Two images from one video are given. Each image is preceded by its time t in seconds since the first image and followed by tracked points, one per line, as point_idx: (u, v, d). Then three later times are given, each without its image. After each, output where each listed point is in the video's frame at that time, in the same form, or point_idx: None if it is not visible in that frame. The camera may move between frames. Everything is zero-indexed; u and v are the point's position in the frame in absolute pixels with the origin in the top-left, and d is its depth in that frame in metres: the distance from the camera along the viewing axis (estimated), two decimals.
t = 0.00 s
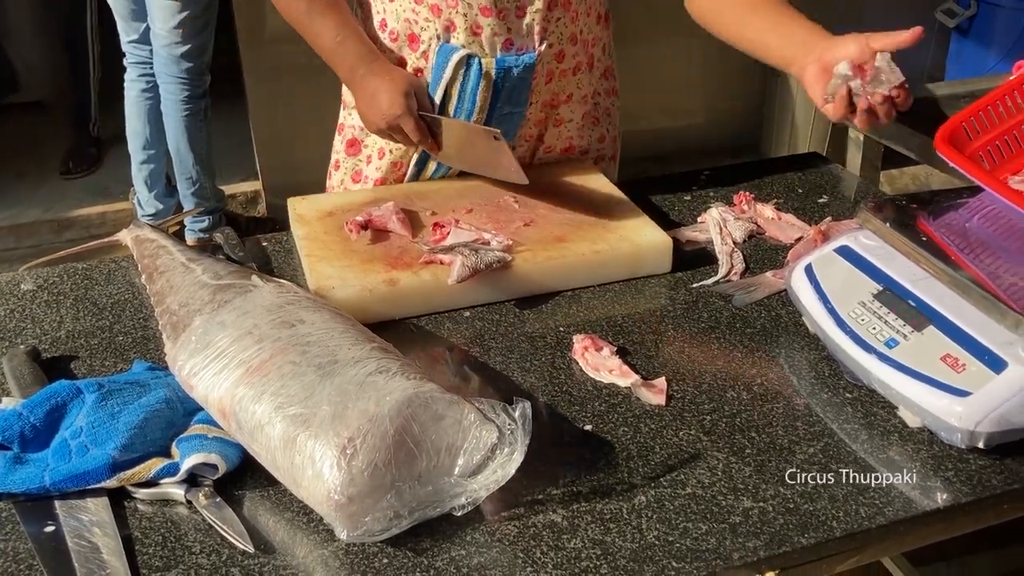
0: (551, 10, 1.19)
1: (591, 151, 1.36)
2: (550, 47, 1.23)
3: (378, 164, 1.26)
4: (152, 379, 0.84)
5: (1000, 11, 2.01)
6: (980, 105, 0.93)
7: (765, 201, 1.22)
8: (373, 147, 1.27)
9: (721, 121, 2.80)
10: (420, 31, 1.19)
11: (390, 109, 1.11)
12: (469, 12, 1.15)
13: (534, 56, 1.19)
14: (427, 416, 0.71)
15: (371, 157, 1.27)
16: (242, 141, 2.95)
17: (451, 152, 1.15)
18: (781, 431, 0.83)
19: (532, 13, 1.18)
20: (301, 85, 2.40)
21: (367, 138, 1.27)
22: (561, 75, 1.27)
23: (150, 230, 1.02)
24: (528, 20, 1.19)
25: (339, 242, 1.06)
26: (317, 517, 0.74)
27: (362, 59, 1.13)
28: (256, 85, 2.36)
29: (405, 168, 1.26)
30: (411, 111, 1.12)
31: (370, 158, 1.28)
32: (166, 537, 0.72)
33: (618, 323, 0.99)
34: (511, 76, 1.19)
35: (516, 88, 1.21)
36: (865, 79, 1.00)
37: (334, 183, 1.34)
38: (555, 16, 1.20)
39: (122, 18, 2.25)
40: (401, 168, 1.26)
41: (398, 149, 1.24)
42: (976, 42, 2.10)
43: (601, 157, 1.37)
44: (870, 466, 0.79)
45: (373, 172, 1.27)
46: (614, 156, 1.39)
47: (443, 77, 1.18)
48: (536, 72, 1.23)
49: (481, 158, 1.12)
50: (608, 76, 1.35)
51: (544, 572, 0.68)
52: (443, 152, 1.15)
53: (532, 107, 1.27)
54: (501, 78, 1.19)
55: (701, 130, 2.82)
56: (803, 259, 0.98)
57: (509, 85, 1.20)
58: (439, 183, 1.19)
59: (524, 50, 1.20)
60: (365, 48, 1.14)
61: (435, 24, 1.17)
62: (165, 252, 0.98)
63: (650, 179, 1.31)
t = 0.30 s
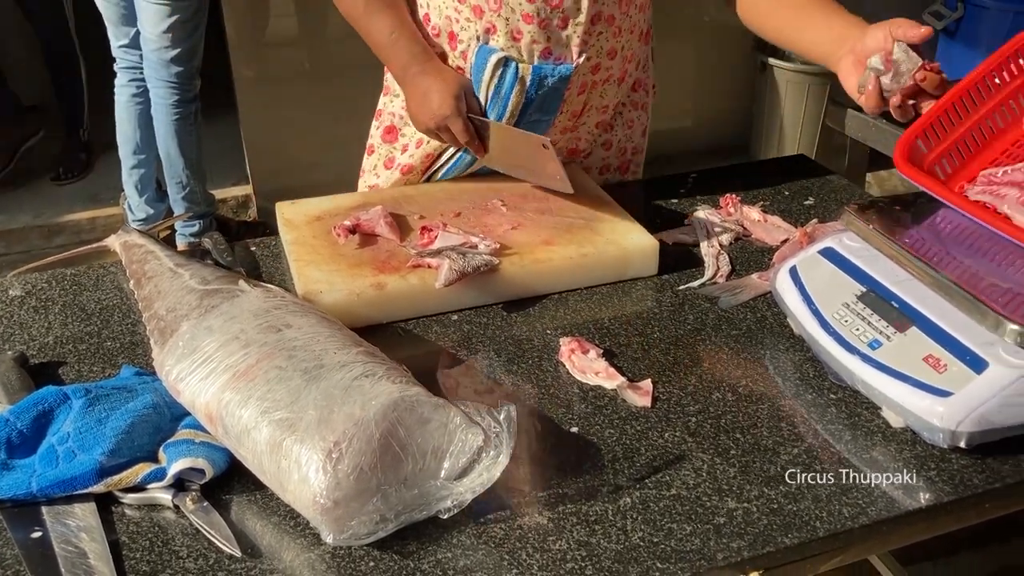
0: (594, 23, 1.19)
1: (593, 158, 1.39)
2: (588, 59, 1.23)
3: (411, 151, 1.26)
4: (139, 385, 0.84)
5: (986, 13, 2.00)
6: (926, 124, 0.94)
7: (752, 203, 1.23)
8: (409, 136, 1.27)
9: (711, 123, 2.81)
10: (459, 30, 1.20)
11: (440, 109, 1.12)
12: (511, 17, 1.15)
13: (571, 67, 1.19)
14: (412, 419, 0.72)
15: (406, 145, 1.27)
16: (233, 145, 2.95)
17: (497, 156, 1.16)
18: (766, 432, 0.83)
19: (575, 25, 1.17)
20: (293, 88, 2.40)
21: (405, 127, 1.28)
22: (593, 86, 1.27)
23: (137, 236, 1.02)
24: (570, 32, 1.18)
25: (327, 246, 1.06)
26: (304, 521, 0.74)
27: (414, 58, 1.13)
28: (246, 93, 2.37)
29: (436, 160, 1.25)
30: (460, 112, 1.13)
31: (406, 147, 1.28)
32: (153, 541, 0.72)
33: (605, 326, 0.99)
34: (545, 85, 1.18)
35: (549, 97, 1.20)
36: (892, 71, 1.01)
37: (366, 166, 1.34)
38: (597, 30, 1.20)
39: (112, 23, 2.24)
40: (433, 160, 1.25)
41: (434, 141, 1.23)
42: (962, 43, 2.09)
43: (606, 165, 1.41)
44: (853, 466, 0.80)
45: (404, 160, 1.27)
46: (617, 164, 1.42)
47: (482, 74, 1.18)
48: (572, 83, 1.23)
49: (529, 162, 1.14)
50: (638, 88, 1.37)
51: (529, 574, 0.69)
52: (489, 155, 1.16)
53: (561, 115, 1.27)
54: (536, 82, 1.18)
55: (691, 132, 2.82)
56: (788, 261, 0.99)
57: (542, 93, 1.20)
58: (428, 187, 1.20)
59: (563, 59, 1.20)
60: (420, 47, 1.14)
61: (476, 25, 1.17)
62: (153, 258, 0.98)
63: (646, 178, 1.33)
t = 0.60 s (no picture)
0: (594, 36, 1.19)
1: (582, 164, 1.39)
2: (586, 72, 1.23)
3: (404, 153, 1.26)
4: (120, 391, 0.84)
5: (970, 15, 2.03)
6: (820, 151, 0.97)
7: (733, 206, 1.24)
8: (404, 139, 1.28)
9: (698, 125, 2.82)
10: (460, 37, 1.21)
11: (441, 120, 1.11)
12: (512, 27, 1.16)
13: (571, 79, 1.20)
14: (390, 424, 0.72)
15: (401, 148, 1.28)
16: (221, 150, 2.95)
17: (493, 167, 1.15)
18: (743, 433, 0.84)
19: (575, 38, 1.18)
20: (282, 92, 2.41)
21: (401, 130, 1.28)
22: (589, 96, 1.27)
23: (119, 242, 1.02)
24: (570, 45, 1.19)
25: (309, 251, 1.06)
26: (283, 526, 0.74)
27: (414, 67, 1.12)
28: (235, 99, 2.38)
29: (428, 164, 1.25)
30: (461, 123, 1.12)
31: (400, 150, 1.28)
32: (132, 547, 0.73)
33: (586, 329, 1.00)
34: (544, 95, 1.19)
35: (546, 108, 1.21)
36: (772, 103, 1.01)
37: (361, 166, 1.35)
38: (596, 42, 1.20)
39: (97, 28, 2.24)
40: (425, 163, 1.25)
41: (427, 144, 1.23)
42: (948, 46, 2.12)
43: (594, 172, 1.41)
44: (830, 467, 0.80)
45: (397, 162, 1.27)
46: (606, 171, 1.42)
47: (480, 81, 1.18)
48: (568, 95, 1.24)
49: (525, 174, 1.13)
50: (632, 97, 1.38)
51: None
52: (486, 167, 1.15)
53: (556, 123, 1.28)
54: (536, 93, 1.19)
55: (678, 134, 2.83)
56: (766, 263, 0.99)
57: (541, 103, 1.20)
58: (411, 191, 1.20)
59: (563, 71, 1.21)
60: (422, 55, 1.13)
61: (477, 33, 1.18)
62: (134, 264, 0.98)
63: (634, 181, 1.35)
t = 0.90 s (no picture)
0: (562, 39, 1.19)
1: (562, 169, 1.40)
2: (556, 75, 1.23)
3: (378, 158, 1.28)
4: (94, 397, 0.84)
5: (952, 16, 2.04)
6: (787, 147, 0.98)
7: (712, 207, 1.25)
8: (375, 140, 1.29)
9: (684, 126, 2.83)
10: (430, 40, 1.20)
11: (409, 120, 1.12)
12: (480, 30, 1.16)
13: (540, 82, 1.20)
14: (363, 428, 0.72)
15: (373, 150, 1.29)
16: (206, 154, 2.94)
17: (462, 166, 1.16)
18: (718, 434, 0.84)
19: (542, 41, 1.17)
20: (266, 95, 2.41)
21: (373, 131, 1.30)
22: (561, 100, 1.28)
23: (96, 248, 1.02)
24: (538, 48, 1.18)
25: (287, 255, 1.07)
26: (257, 531, 0.75)
27: (384, 66, 1.13)
28: (218, 105, 2.39)
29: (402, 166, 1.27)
30: (429, 123, 1.13)
31: (373, 151, 1.29)
32: (105, 554, 0.72)
33: (564, 331, 1.00)
34: (513, 98, 1.19)
35: (516, 111, 1.21)
36: (872, 57, 0.97)
37: (337, 168, 1.36)
38: (565, 46, 1.20)
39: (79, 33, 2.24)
40: (398, 166, 1.27)
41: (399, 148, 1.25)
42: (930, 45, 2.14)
43: (572, 176, 1.41)
44: (803, 466, 0.81)
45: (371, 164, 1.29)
46: (586, 176, 1.42)
47: (449, 84, 1.19)
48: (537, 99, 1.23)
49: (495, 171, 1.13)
50: (610, 101, 1.38)
51: None
52: (455, 166, 1.15)
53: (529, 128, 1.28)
54: (503, 95, 1.19)
55: (664, 136, 2.84)
56: (742, 265, 1.00)
57: (509, 106, 1.21)
58: (390, 194, 1.20)
59: (529, 75, 1.21)
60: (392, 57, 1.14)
61: (445, 36, 1.18)
62: (111, 270, 0.98)
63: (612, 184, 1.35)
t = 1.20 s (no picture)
0: (519, 31, 1.22)
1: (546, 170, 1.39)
2: (516, 67, 1.26)
3: (347, 160, 1.31)
4: (73, 402, 0.84)
5: (938, 16, 2.07)
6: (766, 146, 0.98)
7: (694, 208, 1.25)
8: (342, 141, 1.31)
9: (671, 127, 2.84)
10: (389, 37, 1.26)
11: (362, 111, 1.14)
12: (435, 25, 1.21)
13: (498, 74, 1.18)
14: (341, 430, 0.72)
15: (342, 151, 1.32)
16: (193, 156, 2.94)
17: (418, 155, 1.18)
18: (697, 434, 0.85)
19: (498, 32, 1.21)
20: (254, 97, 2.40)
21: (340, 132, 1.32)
22: (527, 95, 1.30)
23: (77, 252, 1.01)
24: (493, 39, 1.23)
25: (268, 258, 1.07)
26: (236, 534, 0.74)
27: (337, 62, 1.17)
28: (205, 110, 2.37)
29: (372, 165, 1.30)
30: (382, 114, 1.15)
31: (341, 153, 1.32)
32: (83, 559, 0.72)
33: (546, 332, 1.00)
34: (472, 90, 1.18)
35: (478, 104, 1.19)
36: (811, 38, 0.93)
37: (309, 171, 1.39)
38: (523, 37, 1.23)
39: (65, 35, 2.24)
40: (368, 166, 1.30)
41: (367, 150, 1.27)
42: (916, 45, 2.17)
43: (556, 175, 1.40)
44: (783, 465, 0.81)
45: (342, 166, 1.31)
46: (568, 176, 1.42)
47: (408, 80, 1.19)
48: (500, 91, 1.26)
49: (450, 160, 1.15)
50: (583, 97, 1.38)
51: None
52: (414, 155, 1.17)
53: (496, 124, 1.30)
54: (462, 88, 1.17)
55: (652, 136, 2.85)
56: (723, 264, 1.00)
57: (470, 99, 1.18)
58: (374, 196, 1.20)
59: (488, 66, 1.25)
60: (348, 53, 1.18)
61: (404, 33, 1.23)
62: (92, 273, 0.97)
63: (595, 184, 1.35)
